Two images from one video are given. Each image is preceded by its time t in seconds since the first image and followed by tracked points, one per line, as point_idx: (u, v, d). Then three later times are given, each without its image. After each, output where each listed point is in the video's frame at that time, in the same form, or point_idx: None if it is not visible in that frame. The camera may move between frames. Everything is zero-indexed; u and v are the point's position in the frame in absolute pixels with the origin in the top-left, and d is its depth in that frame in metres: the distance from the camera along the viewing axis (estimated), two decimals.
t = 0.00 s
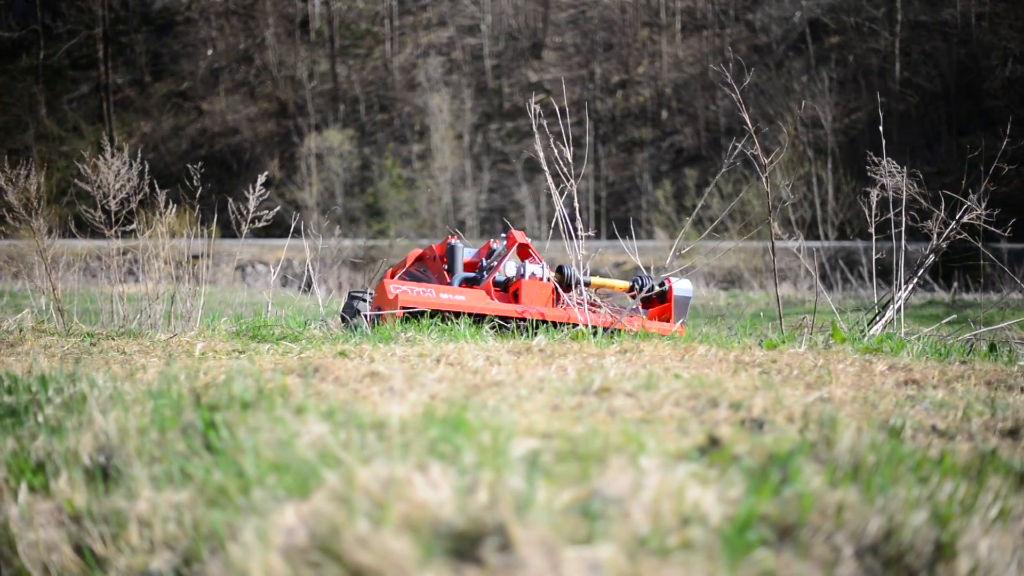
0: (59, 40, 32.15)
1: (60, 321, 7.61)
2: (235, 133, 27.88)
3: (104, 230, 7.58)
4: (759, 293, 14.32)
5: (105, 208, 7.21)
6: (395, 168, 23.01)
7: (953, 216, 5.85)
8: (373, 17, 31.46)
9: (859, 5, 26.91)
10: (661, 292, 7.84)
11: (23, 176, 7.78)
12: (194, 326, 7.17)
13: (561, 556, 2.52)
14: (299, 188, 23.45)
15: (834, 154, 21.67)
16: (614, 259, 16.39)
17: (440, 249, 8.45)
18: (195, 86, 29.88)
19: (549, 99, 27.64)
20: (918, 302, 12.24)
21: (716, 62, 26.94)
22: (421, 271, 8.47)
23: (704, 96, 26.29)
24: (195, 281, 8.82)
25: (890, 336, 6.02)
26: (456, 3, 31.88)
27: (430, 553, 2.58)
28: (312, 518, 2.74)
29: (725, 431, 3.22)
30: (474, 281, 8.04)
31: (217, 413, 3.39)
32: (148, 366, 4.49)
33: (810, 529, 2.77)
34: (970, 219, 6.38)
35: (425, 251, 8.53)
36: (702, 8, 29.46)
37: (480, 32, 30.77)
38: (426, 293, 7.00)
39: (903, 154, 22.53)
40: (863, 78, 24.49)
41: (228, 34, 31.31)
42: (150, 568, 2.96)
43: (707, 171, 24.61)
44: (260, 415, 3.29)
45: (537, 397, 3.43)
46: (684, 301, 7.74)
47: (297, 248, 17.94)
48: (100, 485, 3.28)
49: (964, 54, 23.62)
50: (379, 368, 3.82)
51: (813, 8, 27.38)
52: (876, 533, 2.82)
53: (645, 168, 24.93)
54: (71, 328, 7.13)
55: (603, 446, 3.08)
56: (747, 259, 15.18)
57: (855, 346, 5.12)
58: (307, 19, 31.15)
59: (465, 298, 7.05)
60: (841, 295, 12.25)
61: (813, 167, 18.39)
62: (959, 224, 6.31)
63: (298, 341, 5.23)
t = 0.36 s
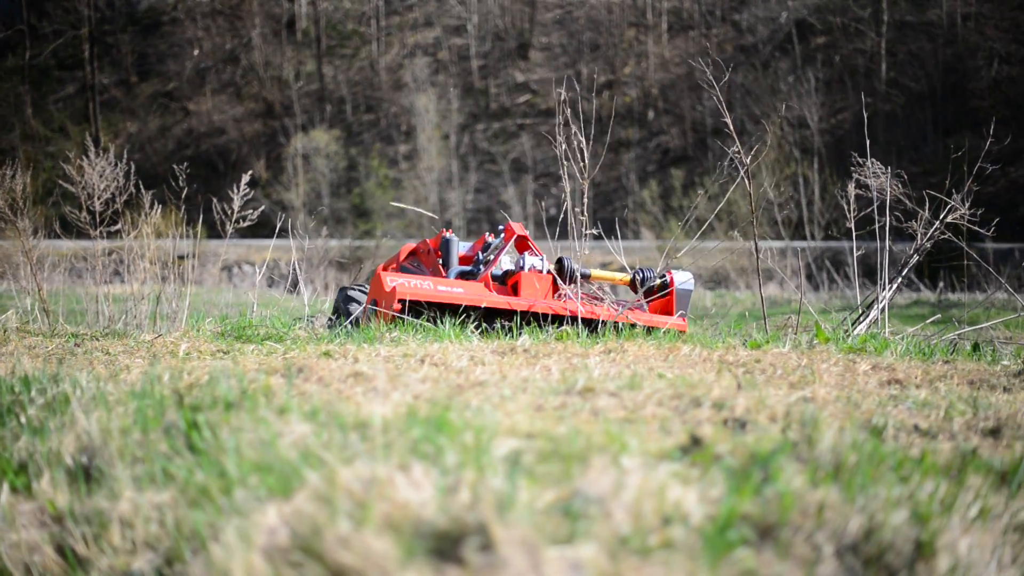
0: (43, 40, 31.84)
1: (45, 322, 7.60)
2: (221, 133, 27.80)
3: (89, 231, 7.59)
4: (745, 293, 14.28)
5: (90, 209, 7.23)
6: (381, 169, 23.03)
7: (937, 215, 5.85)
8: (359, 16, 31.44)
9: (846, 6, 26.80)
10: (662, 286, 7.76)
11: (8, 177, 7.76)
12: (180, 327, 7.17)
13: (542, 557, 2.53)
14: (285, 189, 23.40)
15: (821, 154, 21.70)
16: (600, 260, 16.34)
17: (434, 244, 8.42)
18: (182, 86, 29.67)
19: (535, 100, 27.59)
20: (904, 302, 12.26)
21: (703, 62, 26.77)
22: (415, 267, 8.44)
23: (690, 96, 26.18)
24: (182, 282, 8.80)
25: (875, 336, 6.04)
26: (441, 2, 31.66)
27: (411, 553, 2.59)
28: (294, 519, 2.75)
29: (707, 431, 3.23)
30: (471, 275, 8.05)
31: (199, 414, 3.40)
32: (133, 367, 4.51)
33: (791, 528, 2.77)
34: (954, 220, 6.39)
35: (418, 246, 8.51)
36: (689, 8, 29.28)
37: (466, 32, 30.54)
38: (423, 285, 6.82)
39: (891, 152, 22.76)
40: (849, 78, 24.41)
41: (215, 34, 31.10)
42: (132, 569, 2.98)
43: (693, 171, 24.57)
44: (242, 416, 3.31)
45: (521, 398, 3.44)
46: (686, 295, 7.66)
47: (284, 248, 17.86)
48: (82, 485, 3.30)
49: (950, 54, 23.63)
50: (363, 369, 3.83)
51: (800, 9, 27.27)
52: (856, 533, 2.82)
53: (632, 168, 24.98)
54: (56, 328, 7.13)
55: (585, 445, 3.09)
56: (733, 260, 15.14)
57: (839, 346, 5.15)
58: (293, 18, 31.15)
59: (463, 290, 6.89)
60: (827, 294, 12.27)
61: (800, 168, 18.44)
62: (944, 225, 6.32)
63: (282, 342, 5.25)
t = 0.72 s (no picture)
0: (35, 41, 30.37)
1: (39, 322, 7.60)
2: (218, 133, 27.03)
3: (83, 231, 7.59)
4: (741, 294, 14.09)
5: (84, 208, 7.22)
6: (377, 168, 22.89)
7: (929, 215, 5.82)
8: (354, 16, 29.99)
9: (840, 5, 26.51)
10: (674, 282, 7.63)
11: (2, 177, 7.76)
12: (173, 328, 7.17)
13: (530, 556, 2.52)
14: (280, 190, 23.23)
15: (816, 154, 21.59)
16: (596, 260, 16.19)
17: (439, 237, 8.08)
18: (177, 86, 28.45)
19: (530, 101, 27.15)
20: (899, 302, 12.20)
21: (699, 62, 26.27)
22: (419, 261, 8.14)
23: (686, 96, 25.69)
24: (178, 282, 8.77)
25: (867, 336, 6.05)
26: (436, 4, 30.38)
27: (400, 553, 2.60)
28: (283, 519, 2.78)
29: (695, 431, 3.25)
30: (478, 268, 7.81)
31: (189, 414, 3.44)
32: (126, 367, 4.54)
33: (778, 528, 2.78)
34: (947, 219, 6.38)
35: (422, 239, 8.18)
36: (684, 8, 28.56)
37: (462, 33, 29.34)
38: (430, 277, 6.53)
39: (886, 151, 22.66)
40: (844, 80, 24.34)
41: (210, 34, 29.57)
42: (122, 569, 3.01)
43: (689, 171, 24.15)
44: (233, 416, 3.35)
45: (513, 397, 3.45)
46: (698, 292, 7.54)
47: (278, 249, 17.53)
48: (72, 486, 3.34)
49: (946, 55, 23.48)
50: (355, 368, 3.86)
51: (794, 9, 26.76)
52: (844, 532, 2.82)
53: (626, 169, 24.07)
54: (49, 329, 7.12)
55: (575, 446, 3.12)
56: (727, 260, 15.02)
57: (832, 346, 5.16)
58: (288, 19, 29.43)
59: (472, 283, 6.61)
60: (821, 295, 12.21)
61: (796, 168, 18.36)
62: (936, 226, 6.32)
63: (275, 343, 5.23)
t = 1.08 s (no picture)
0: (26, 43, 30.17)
1: (29, 323, 7.63)
2: (209, 134, 27.04)
3: (74, 233, 7.61)
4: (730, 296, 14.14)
5: (74, 209, 7.24)
6: (369, 170, 22.91)
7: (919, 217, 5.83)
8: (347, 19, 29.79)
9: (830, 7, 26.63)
10: (690, 277, 7.35)
11: None
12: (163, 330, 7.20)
13: (515, 556, 2.53)
14: (272, 190, 23.22)
15: (807, 156, 21.64)
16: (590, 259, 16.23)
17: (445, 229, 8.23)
18: (168, 87, 28.55)
19: (521, 101, 27.02)
20: (890, 303, 12.19)
21: (690, 63, 26.19)
22: (424, 253, 8.26)
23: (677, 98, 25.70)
24: (169, 283, 8.79)
25: (856, 336, 6.07)
26: (426, 4, 30.47)
27: (385, 553, 2.61)
28: (269, 520, 2.79)
29: (683, 432, 3.26)
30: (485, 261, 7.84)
31: (177, 414, 3.47)
32: (115, 368, 4.57)
33: (764, 528, 2.79)
34: (936, 220, 6.38)
35: (428, 230, 8.34)
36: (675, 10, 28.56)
37: (453, 34, 29.34)
38: (439, 270, 6.35)
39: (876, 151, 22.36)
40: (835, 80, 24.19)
41: (201, 36, 29.70)
42: (108, 569, 3.06)
43: (679, 172, 24.01)
44: (221, 417, 3.38)
45: (501, 399, 3.47)
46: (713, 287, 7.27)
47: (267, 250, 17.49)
48: (60, 487, 3.37)
49: (936, 55, 23.48)
50: (344, 370, 3.87)
51: (786, 10, 26.85)
52: (830, 532, 2.82)
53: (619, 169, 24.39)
54: (39, 330, 7.15)
55: (562, 446, 3.13)
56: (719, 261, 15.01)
57: (820, 347, 5.22)
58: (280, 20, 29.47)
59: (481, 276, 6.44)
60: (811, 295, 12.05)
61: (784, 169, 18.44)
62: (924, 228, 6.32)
63: (264, 344, 5.24)
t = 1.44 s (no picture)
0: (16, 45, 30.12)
1: (18, 325, 7.62)
2: (199, 136, 27.04)
3: (63, 234, 7.60)
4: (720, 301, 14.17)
5: (64, 211, 7.24)
6: (360, 172, 23.05)
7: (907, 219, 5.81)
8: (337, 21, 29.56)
9: (822, 9, 26.32)
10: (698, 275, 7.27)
11: None
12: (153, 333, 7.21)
13: (500, 558, 2.54)
14: (262, 194, 23.22)
15: (798, 158, 21.69)
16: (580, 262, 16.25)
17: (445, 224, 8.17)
18: (159, 89, 28.44)
19: (512, 104, 26.97)
20: (880, 305, 12.23)
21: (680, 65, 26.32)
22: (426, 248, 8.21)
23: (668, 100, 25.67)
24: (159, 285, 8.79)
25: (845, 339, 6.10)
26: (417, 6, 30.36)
27: (370, 556, 2.62)
28: (254, 524, 2.82)
29: (669, 435, 3.27)
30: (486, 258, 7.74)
31: (163, 418, 3.50)
32: (102, 371, 4.59)
33: (749, 530, 2.79)
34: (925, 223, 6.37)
35: (428, 224, 8.29)
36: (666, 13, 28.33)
37: (444, 37, 29.22)
38: (440, 272, 6.28)
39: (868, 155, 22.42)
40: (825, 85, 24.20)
41: (192, 38, 29.48)
42: (94, 570, 3.10)
43: (671, 175, 23.94)
44: (207, 420, 3.41)
45: (488, 402, 3.48)
46: (722, 284, 7.19)
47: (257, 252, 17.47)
48: (46, 490, 3.40)
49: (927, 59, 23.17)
50: (332, 373, 3.88)
51: (777, 13, 26.75)
52: (815, 533, 2.82)
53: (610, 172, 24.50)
54: (29, 332, 7.15)
55: (548, 449, 3.15)
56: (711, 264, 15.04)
57: (810, 350, 5.24)
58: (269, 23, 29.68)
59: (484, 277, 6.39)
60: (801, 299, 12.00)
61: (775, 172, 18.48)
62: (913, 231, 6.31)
63: (252, 347, 5.26)
